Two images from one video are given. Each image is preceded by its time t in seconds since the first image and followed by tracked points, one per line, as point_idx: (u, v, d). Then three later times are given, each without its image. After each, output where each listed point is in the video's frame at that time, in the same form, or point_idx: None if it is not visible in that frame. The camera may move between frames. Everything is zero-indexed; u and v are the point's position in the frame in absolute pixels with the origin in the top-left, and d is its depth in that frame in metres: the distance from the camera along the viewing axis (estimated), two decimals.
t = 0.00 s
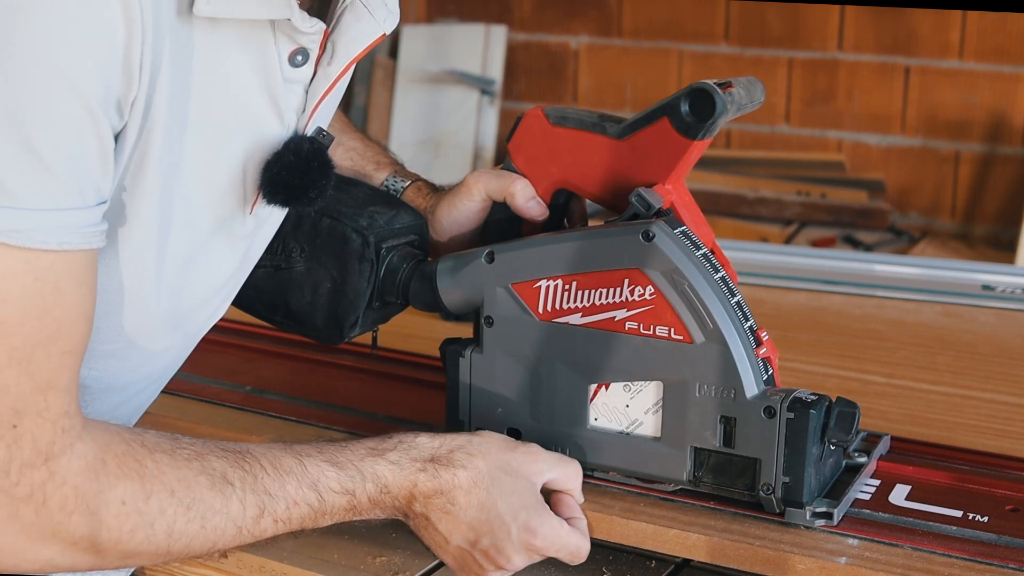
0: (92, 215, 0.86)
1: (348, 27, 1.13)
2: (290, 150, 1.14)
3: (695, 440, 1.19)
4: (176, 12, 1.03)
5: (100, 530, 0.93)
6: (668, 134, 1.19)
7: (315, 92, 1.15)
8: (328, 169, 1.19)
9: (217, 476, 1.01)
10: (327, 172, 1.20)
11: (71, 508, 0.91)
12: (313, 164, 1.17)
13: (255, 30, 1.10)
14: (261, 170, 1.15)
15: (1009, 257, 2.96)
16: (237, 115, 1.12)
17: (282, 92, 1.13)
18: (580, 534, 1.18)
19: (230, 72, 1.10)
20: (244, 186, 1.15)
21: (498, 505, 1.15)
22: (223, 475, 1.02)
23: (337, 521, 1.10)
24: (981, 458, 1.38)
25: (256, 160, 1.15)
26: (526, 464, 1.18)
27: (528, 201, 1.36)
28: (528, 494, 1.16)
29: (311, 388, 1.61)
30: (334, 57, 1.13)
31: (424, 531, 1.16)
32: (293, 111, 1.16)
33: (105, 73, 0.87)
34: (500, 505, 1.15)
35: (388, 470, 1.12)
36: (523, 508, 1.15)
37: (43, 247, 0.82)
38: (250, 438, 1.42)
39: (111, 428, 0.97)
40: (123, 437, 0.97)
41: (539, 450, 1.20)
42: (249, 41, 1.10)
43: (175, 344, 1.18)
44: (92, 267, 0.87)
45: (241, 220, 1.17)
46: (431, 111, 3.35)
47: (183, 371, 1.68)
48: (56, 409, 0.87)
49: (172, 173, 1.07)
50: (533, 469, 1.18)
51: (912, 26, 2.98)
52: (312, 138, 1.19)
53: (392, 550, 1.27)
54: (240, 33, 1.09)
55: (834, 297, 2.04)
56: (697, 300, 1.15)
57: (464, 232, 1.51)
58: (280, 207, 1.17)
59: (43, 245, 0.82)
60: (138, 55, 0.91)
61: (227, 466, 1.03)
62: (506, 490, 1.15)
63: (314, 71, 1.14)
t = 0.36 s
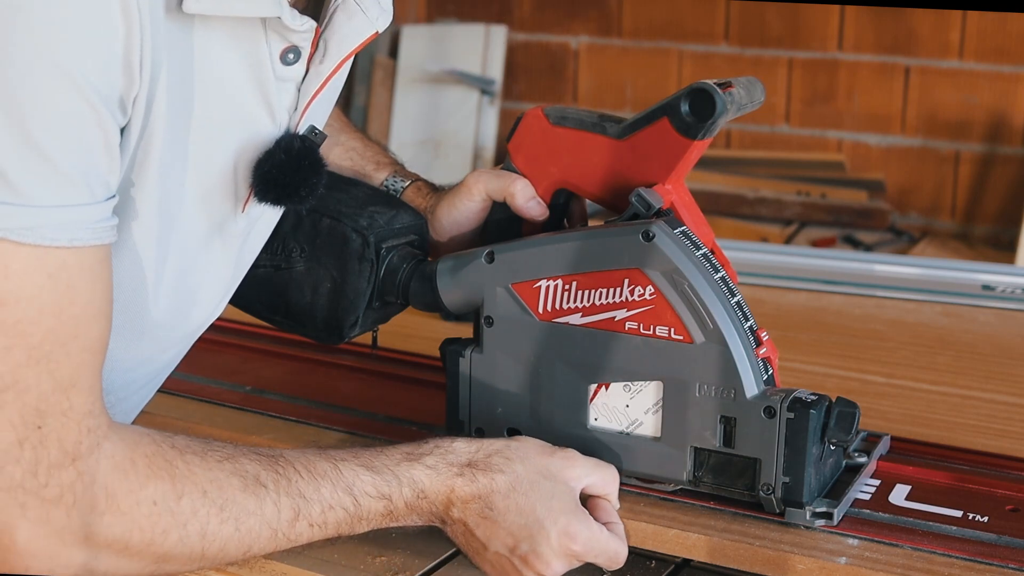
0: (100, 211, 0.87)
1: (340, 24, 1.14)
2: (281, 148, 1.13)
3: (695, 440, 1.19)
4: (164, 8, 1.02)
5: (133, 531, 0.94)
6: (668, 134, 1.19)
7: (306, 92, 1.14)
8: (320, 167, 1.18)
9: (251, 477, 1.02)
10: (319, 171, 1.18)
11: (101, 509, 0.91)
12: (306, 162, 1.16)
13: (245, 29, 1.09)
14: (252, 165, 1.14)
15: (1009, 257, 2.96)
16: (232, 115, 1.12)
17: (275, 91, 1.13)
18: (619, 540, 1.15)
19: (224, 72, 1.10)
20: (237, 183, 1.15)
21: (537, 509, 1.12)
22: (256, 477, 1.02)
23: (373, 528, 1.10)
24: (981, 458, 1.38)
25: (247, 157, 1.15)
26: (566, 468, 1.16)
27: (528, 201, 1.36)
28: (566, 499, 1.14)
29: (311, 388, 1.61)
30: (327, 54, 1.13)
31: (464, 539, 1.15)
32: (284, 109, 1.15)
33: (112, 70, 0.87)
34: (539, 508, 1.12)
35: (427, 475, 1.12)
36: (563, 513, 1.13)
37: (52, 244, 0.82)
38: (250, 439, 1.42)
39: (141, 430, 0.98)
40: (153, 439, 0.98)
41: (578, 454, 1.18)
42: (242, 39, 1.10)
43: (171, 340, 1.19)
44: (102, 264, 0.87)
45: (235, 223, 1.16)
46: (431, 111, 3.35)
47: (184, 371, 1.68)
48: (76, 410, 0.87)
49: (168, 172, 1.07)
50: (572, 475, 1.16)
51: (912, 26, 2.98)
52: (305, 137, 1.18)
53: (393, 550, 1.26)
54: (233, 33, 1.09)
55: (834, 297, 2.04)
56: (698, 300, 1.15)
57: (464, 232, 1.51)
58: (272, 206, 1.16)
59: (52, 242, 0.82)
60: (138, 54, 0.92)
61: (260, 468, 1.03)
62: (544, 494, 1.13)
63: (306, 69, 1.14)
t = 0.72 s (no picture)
0: (103, 200, 0.86)
1: (332, 14, 1.12)
2: (276, 140, 1.13)
3: (695, 440, 1.19)
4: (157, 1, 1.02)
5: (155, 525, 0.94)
6: (668, 134, 1.19)
7: (302, 84, 1.14)
8: (315, 158, 1.18)
9: (271, 476, 1.03)
10: (315, 162, 1.19)
11: (121, 503, 0.92)
12: (301, 153, 1.16)
13: (238, 21, 1.10)
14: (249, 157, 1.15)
15: (1009, 257, 2.96)
16: (224, 110, 1.12)
17: (270, 84, 1.13)
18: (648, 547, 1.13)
19: (218, 66, 1.10)
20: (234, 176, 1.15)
21: (566, 516, 1.11)
22: (279, 476, 1.03)
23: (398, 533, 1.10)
24: (981, 458, 1.38)
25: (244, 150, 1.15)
26: (595, 474, 1.15)
27: (528, 201, 1.36)
28: (596, 506, 1.12)
29: (311, 388, 1.61)
30: (321, 47, 1.12)
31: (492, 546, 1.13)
32: (279, 102, 1.16)
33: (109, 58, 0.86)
34: (568, 516, 1.11)
35: (453, 480, 1.12)
36: (593, 520, 1.11)
37: (53, 235, 0.82)
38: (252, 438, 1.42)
39: (163, 426, 1.00)
40: (173, 435, 0.99)
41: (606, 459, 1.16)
42: (236, 32, 1.10)
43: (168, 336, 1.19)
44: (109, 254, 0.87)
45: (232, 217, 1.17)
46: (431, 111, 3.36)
47: (184, 371, 1.68)
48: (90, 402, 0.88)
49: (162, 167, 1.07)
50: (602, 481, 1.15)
51: (912, 26, 2.98)
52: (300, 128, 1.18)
53: (392, 551, 1.25)
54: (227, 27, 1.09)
55: (834, 297, 2.04)
56: (697, 300, 1.15)
57: (464, 232, 1.51)
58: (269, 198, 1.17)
59: (51, 233, 0.82)
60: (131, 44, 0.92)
61: (283, 469, 1.04)
62: (573, 501, 1.12)
63: (301, 63, 1.14)
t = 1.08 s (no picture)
0: (118, 183, 0.86)
1: (328, 6, 1.09)
2: (270, 133, 1.12)
3: (696, 440, 1.19)
4: None
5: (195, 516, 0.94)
6: (669, 134, 1.19)
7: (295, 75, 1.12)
8: (311, 151, 1.16)
9: (324, 476, 1.02)
10: (311, 156, 1.17)
11: (164, 493, 0.92)
12: (296, 146, 1.14)
13: (233, 13, 1.10)
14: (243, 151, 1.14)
15: (1009, 257, 2.96)
16: (223, 103, 1.12)
17: (264, 76, 1.12)
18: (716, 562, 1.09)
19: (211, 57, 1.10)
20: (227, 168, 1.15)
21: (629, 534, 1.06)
22: (333, 478, 1.02)
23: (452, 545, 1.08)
24: (981, 458, 1.38)
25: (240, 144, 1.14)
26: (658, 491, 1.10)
27: (528, 201, 1.36)
28: (660, 523, 1.07)
29: (311, 388, 1.61)
30: (315, 40, 1.09)
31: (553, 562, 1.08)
32: (275, 95, 1.15)
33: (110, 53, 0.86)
34: (635, 533, 1.06)
35: (509, 488, 1.09)
36: (660, 539, 1.06)
37: (69, 222, 0.82)
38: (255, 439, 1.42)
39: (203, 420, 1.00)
40: (219, 428, 1.00)
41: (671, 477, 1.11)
42: (227, 24, 1.11)
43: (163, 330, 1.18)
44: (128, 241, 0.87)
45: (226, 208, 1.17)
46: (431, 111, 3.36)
47: (183, 371, 1.69)
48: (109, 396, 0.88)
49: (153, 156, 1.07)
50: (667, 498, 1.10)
51: (912, 25, 2.98)
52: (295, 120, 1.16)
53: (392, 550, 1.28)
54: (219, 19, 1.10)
55: (834, 297, 2.04)
56: (697, 300, 1.15)
57: (464, 232, 1.51)
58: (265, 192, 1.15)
59: (68, 221, 0.82)
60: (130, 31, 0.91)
61: (334, 468, 1.04)
62: (636, 518, 1.07)
63: (296, 55, 1.12)
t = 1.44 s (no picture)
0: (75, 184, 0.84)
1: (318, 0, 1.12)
2: (259, 125, 1.11)
3: (696, 440, 1.19)
4: None
5: None
6: (669, 134, 1.19)
7: (287, 68, 1.13)
8: (303, 144, 1.15)
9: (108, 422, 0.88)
10: (303, 149, 1.15)
11: (37, 487, 0.83)
12: (287, 136, 1.13)
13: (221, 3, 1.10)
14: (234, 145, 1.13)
15: (1009, 257, 2.96)
16: (212, 95, 1.11)
17: (257, 70, 1.13)
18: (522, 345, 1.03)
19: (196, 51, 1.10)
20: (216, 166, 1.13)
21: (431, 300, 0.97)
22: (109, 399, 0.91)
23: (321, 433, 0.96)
24: (981, 458, 1.38)
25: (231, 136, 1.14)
26: (404, 267, 0.99)
27: (528, 202, 1.35)
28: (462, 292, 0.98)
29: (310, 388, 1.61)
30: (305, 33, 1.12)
31: (428, 398, 1.01)
32: (266, 87, 1.15)
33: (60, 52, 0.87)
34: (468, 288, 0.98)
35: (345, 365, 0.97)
36: (477, 339, 0.99)
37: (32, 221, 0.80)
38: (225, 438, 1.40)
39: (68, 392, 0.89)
40: (85, 398, 0.89)
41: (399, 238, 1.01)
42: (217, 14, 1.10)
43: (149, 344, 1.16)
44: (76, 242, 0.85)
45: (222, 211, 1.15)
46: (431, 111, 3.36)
47: (183, 370, 1.69)
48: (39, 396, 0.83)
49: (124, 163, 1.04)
50: (461, 266, 0.98)
51: (912, 26, 2.98)
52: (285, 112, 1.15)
53: (393, 551, 1.32)
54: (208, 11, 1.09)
55: (834, 297, 2.04)
56: (698, 300, 1.15)
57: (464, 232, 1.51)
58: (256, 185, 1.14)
59: (29, 219, 0.79)
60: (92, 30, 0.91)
61: (177, 403, 0.92)
62: (424, 285, 0.98)
63: (288, 47, 1.13)
